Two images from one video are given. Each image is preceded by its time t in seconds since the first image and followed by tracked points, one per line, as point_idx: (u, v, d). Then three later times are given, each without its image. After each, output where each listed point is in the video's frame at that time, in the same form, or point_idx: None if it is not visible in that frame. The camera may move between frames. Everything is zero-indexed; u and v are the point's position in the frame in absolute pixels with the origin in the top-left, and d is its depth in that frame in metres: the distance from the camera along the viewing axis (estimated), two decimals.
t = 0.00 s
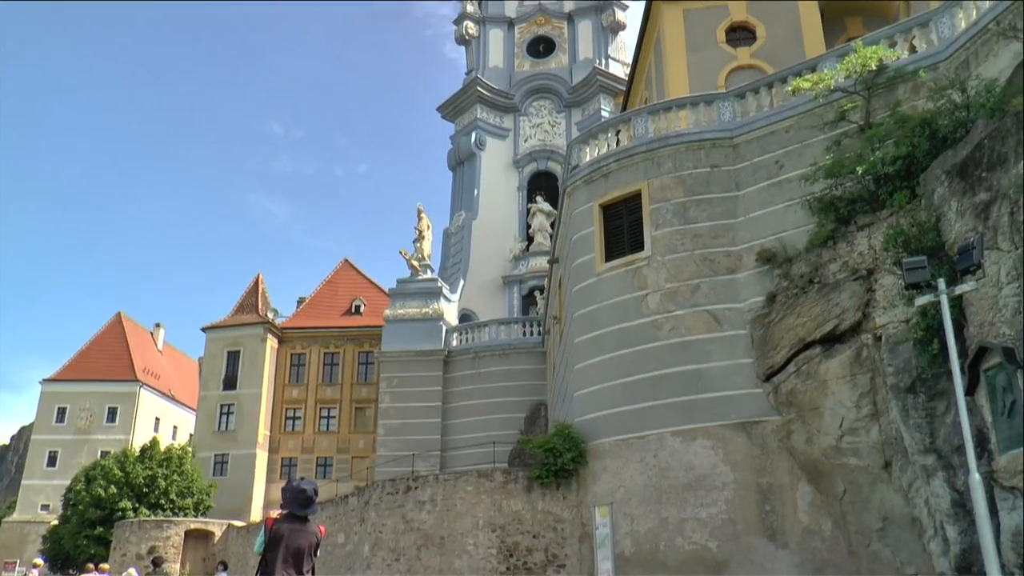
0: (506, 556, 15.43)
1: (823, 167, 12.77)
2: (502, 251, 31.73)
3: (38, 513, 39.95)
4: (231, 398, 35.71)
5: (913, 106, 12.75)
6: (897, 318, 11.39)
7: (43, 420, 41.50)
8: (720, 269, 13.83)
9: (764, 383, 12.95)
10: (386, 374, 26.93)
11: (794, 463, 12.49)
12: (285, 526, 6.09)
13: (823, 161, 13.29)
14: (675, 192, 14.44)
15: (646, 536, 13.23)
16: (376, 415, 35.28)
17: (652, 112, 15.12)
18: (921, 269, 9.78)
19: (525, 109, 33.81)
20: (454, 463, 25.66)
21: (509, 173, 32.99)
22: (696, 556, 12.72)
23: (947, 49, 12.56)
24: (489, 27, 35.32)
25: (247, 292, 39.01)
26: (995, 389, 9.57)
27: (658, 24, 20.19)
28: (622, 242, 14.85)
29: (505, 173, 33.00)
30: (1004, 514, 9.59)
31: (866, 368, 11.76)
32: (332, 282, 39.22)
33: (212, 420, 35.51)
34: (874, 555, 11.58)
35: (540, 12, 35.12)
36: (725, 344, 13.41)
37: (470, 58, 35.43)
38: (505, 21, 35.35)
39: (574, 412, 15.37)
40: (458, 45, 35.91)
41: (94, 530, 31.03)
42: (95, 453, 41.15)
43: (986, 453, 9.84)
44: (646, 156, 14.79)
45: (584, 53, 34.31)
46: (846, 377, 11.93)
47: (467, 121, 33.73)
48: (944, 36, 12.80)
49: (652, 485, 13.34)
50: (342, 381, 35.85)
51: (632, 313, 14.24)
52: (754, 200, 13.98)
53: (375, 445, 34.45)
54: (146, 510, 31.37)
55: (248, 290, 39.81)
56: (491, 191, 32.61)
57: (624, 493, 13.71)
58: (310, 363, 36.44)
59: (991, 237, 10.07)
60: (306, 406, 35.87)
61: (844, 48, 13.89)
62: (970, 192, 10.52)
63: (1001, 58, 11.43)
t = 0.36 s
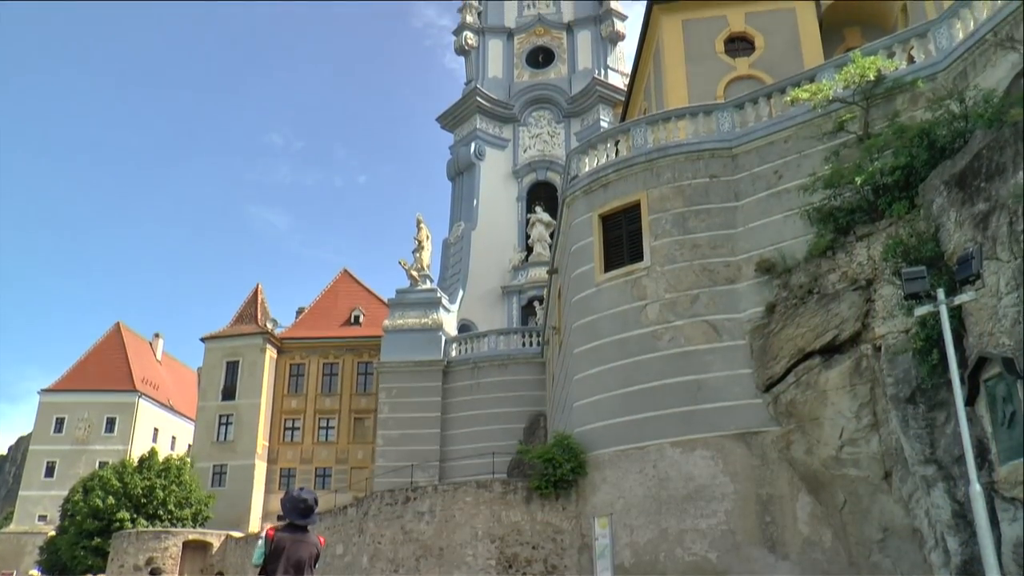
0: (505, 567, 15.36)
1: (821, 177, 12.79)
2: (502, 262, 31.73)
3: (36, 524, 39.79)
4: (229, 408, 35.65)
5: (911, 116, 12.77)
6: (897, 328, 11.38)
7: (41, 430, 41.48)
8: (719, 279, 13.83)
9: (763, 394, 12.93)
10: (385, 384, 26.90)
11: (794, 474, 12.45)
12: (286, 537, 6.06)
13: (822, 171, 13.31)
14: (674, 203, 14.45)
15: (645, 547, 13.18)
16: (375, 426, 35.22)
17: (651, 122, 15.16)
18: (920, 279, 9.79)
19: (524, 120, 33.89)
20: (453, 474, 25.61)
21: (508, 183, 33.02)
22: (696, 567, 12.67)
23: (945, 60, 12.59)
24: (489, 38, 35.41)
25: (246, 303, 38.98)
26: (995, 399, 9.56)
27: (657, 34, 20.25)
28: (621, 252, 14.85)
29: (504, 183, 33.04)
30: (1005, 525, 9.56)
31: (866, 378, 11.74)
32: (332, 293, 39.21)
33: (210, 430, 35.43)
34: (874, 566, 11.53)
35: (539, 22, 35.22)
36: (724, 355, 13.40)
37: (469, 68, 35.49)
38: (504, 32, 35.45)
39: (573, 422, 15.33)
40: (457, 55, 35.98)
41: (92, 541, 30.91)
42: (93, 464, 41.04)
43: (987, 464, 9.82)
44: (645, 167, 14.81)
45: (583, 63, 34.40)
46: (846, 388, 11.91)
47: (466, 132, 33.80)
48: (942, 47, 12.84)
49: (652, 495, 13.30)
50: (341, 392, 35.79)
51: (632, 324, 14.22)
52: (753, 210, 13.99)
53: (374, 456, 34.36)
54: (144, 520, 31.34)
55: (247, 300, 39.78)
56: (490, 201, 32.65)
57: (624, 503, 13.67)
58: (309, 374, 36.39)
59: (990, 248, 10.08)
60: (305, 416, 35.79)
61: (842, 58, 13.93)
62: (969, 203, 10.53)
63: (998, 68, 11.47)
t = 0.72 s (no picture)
0: None
1: (820, 199, 12.84)
2: (501, 283, 31.74)
3: (31, 547, 39.47)
4: (228, 430, 35.54)
5: (908, 138, 12.82)
6: (896, 350, 11.38)
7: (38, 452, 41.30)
8: (719, 301, 13.83)
9: (762, 416, 12.89)
10: (385, 406, 26.84)
11: (794, 496, 12.39)
12: (285, 558, 6.01)
13: (820, 193, 13.35)
14: (672, 224, 14.48)
15: (645, 569, 13.09)
16: (374, 448, 35.14)
17: (649, 143, 15.21)
18: (919, 301, 9.80)
19: (523, 141, 34.03)
20: (451, 496, 25.55)
21: (507, 205, 33.11)
22: None
23: (941, 82, 12.65)
24: (488, 59, 35.59)
25: (245, 324, 38.96)
26: (995, 422, 9.54)
27: (655, 56, 20.38)
28: (620, 274, 14.86)
29: (503, 204, 33.12)
30: (1007, 548, 9.50)
31: (866, 400, 11.72)
32: (331, 314, 39.19)
33: (207, 452, 35.21)
34: None
35: (538, 44, 35.43)
36: (723, 377, 13.38)
37: (469, 89, 35.64)
38: (503, 53, 35.64)
39: (572, 444, 15.27)
40: (457, 77, 36.15)
41: (88, 564, 30.30)
42: (91, 486, 40.85)
43: (987, 486, 9.78)
44: (644, 188, 14.86)
45: (581, 85, 34.58)
46: (846, 410, 11.88)
47: (465, 153, 33.93)
48: (938, 69, 12.90)
49: (652, 517, 13.22)
50: (340, 413, 35.72)
51: (631, 345, 14.21)
52: (752, 232, 14.02)
53: (372, 477, 34.21)
54: (141, 543, 31.12)
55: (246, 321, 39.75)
56: (489, 222, 32.72)
57: (623, 525, 13.60)
58: (307, 396, 36.32)
59: (988, 269, 10.09)
60: (303, 438, 35.70)
61: (839, 80, 14.01)
62: (966, 225, 10.56)
63: (994, 90, 11.55)
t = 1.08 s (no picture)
0: None
1: (818, 219, 12.87)
2: (500, 302, 31.73)
3: (29, 567, 38.06)
4: (226, 450, 35.44)
5: (906, 158, 12.85)
6: (896, 369, 11.37)
7: (35, 473, 41.13)
8: (718, 320, 13.82)
9: (763, 436, 12.85)
10: (384, 425, 26.78)
11: (795, 516, 12.34)
12: None
13: (819, 212, 13.37)
14: (671, 244, 14.50)
15: None
16: (373, 468, 34.99)
17: (648, 163, 15.26)
18: (919, 320, 9.79)
19: (522, 161, 34.15)
20: (452, 516, 25.33)
21: (507, 225, 33.17)
22: None
23: (938, 102, 12.70)
24: (487, 79, 35.75)
25: (244, 344, 38.93)
26: (996, 442, 9.52)
27: (654, 77, 20.50)
28: (619, 293, 14.86)
29: (502, 224, 33.18)
30: (1010, 568, 9.44)
31: (866, 420, 11.69)
32: (330, 335, 39.15)
33: (207, 473, 35.21)
34: None
35: (537, 64, 35.62)
36: (723, 396, 13.35)
37: (468, 110, 35.78)
38: (503, 73, 35.82)
39: (572, 464, 15.22)
40: (456, 97, 36.31)
41: None
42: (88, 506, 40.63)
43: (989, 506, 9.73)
44: (643, 208, 14.89)
45: (580, 104, 34.75)
46: (846, 429, 11.85)
47: (464, 173, 34.05)
48: (935, 89, 12.95)
49: (652, 537, 13.16)
50: (339, 433, 35.59)
51: (630, 365, 14.19)
52: (750, 251, 14.03)
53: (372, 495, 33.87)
54: (138, 564, 30.98)
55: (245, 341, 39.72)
56: (488, 242, 32.77)
57: (623, 545, 13.52)
58: (306, 416, 36.23)
59: (987, 289, 10.09)
60: (302, 458, 35.55)
61: (837, 100, 14.07)
62: (965, 244, 10.57)
63: (991, 110, 11.59)
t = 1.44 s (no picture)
0: None
1: (817, 236, 12.89)
2: (499, 319, 31.72)
3: None
4: (225, 467, 35.33)
5: (905, 174, 12.87)
6: (896, 386, 11.35)
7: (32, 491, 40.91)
8: (717, 337, 13.81)
9: (763, 453, 12.82)
10: (383, 443, 26.72)
11: (796, 533, 12.30)
12: None
13: (817, 230, 13.39)
14: (671, 261, 14.51)
15: None
16: (372, 485, 34.90)
17: (647, 180, 15.30)
18: (918, 337, 9.79)
19: (521, 178, 34.24)
20: (450, 534, 25.24)
21: (506, 242, 33.21)
22: None
23: (936, 119, 12.75)
24: (487, 97, 35.88)
25: (243, 361, 38.87)
26: (997, 459, 9.51)
27: (653, 93, 20.59)
28: (619, 310, 14.86)
29: (501, 242, 33.21)
30: None
31: (866, 437, 11.67)
32: (330, 352, 39.09)
33: (205, 490, 35.08)
34: None
35: (536, 82, 35.77)
36: (723, 414, 13.33)
37: (467, 127, 35.87)
38: (502, 91, 35.96)
39: (572, 482, 15.17)
40: (456, 114, 36.39)
41: None
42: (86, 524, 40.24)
43: (991, 523, 9.69)
44: (642, 225, 14.92)
45: (579, 122, 34.90)
46: (846, 446, 11.82)
47: (463, 191, 34.15)
48: (933, 106, 13.00)
49: (652, 554, 13.09)
50: (338, 450, 35.50)
51: (630, 382, 14.17)
52: (749, 268, 14.04)
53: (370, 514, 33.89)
54: None
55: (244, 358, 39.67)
56: (487, 259, 32.81)
57: (624, 563, 13.44)
58: (306, 434, 36.13)
59: (987, 305, 10.10)
60: (301, 476, 35.43)
61: (835, 117, 14.12)
62: (964, 261, 10.59)
63: (987, 128, 11.65)
